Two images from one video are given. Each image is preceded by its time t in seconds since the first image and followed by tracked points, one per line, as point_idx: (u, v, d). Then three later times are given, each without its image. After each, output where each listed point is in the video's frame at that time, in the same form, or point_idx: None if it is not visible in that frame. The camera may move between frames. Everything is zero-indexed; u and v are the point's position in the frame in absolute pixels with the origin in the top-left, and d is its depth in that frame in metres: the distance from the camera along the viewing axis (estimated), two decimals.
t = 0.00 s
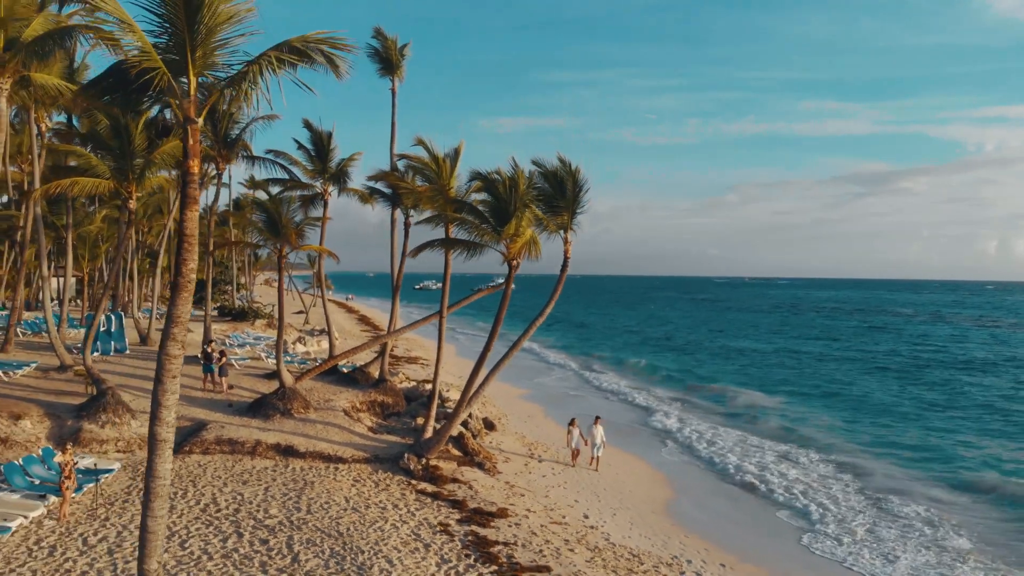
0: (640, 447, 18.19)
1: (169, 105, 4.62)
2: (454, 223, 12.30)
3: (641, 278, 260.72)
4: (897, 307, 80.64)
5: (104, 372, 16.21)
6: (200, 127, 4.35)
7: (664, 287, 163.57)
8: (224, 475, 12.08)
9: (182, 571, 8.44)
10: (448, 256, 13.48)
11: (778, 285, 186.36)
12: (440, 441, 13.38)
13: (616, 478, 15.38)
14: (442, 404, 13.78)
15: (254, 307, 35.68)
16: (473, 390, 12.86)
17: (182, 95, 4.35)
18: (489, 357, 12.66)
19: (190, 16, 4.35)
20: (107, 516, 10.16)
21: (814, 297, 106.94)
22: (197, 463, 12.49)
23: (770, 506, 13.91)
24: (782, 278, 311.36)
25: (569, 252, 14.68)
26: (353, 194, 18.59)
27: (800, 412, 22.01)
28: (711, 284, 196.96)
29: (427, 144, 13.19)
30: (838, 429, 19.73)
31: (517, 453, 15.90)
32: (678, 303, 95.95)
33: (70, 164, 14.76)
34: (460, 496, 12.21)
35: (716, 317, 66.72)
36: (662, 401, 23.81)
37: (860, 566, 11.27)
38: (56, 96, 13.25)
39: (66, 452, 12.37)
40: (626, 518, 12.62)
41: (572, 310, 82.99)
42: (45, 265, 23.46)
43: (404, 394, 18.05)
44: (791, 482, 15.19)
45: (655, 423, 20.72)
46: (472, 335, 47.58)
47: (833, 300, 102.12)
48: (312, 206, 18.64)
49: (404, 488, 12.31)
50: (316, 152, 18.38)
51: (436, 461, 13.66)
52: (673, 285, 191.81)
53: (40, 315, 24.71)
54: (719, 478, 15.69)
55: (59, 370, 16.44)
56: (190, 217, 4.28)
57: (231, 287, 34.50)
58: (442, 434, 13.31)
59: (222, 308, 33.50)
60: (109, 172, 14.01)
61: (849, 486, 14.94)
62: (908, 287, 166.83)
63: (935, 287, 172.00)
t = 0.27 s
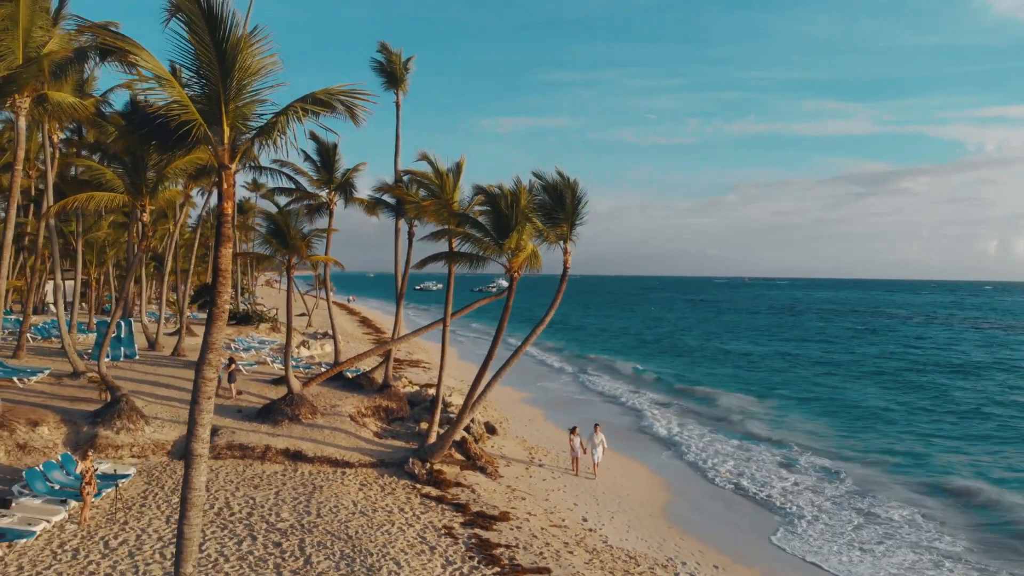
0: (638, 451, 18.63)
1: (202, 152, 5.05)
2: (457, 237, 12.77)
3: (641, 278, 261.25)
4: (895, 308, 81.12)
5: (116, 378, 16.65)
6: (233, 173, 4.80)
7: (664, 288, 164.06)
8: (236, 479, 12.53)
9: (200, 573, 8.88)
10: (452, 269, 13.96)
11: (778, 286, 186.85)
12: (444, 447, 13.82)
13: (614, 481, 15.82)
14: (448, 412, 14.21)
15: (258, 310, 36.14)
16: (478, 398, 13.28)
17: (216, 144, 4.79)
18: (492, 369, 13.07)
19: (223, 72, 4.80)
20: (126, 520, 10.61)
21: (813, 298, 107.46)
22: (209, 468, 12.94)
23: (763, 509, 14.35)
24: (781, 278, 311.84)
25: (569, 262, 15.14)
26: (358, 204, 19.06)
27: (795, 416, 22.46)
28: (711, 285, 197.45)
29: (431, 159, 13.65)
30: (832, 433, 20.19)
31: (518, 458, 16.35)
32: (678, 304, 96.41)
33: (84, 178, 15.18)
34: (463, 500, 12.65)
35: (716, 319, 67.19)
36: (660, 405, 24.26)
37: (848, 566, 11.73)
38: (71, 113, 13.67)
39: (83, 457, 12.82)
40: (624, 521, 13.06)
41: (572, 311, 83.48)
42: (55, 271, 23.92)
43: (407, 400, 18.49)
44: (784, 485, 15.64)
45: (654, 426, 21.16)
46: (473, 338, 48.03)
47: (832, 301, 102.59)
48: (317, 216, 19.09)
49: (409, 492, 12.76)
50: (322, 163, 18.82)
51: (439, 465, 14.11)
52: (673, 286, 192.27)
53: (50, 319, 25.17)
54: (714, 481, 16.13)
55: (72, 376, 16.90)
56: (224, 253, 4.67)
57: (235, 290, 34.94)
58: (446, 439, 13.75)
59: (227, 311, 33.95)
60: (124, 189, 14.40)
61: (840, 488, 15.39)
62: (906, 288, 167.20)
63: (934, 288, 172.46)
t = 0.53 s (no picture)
0: (637, 453, 18.95)
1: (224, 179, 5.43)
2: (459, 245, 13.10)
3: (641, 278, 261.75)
4: (894, 309, 81.45)
5: (125, 382, 16.94)
6: (253, 199, 5.14)
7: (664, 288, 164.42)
8: (244, 482, 12.86)
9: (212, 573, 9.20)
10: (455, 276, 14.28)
11: (777, 286, 187.20)
12: (446, 450, 14.14)
13: (613, 483, 16.15)
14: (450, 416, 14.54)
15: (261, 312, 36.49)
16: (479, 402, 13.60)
17: (237, 173, 5.15)
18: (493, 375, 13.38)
19: (244, 105, 5.14)
20: (139, 522, 10.94)
21: (812, 299, 107.88)
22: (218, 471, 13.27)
23: (758, 510, 14.67)
24: (781, 278, 312.54)
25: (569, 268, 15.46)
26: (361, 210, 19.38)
27: (792, 419, 22.79)
28: (711, 285, 197.76)
29: (434, 168, 13.96)
30: (827, 436, 20.51)
31: (519, 460, 16.67)
32: (678, 305, 96.78)
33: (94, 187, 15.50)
34: (465, 502, 12.96)
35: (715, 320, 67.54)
36: (659, 407, 24.58)
37: (840, 566, 12.05)
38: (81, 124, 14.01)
39: (94, 461, 13.15)
40: (622, 522, 13.39)
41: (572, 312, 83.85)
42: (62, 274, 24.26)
43: (410, 402, 18.81)
44: (779, 488, 15.96)
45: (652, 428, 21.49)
46: (474, 339, 48.37)
47: (831, 301, 102.98)
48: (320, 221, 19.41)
49: (412, 495, 13.08)
50: (325, 169, 19.13)
51: (441, 468, 14.43)
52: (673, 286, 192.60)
53: (57, 322, 25.52)
54: (711, 483, 16.45)
55: (82, 379, 17.24)
56: (245, 274, 5.05)
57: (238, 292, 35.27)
58: (448, 443, 14.07)
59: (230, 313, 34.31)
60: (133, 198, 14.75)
61: (834, 491, 15.70)
62: (906, 288, 167.63)
63: (934, 288, 172.82)
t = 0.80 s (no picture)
0: (635, 455, 19.30)
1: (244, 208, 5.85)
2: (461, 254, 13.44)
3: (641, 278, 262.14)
4: (893, 310, 81.76)
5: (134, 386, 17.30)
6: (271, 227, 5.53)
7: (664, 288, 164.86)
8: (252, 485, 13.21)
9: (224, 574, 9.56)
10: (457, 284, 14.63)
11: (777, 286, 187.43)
12: (449, 453, 14.48)
13: (611, 486, 16.50)
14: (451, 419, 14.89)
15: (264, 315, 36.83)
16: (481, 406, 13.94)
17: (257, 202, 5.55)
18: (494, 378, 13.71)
19: (263, 138, 5.53)
20: (151, 525, 11.29)
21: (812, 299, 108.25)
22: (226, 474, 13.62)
23: (753, 512, 15.01)
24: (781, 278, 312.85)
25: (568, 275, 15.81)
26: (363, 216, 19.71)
27: (789, 421, 23.13)
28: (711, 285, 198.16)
29: (437, 178, 14.30)
30: (823, 438, 20.85)
31: (519, 463, 17.01)
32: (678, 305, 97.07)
33: (103, 200, 15.76)
34: (467, 505, 13.30)
35: (715, 321, 67.90)
36: (657, 410, 24.92)
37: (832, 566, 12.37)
38: (92, 136, 14.38)
39: (106, 464, 13.49)
40: (621, 524, 13.73)
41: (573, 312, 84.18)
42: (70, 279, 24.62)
43: (413, 406, 19.17)
44: (775, 490, 16.29)
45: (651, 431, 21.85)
46: (475, 341, 48.71)
47: (831, 301, 103.34)
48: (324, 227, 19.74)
49: (416, 497, 13.42)
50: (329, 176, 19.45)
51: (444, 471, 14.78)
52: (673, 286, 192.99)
53: (64, 326, 25.87)
54: (707, 486, 16.79)
55: (91, 384, 17.59)
56: (264, 297, 5.47)
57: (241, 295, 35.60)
58: (450, 446, 14.41)
59: (234, 315, 34.66)
60: (143, 207, 15.11)
61: (829, 493, 16.03)
62: (905, 288, 168.04)
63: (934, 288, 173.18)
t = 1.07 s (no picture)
0: (634, 458, 19.63)
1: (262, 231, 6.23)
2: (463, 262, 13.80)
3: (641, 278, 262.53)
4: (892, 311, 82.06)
5: (142, 391, 17.64)
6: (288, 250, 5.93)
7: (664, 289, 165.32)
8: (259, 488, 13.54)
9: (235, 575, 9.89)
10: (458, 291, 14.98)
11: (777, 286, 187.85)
12: (451, 457, 14.80)
13: (610, 489, 16.83)
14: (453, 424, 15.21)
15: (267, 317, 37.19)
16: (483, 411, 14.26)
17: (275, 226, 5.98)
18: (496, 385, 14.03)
19: (281, 166, 5.97)
20: (163, 527, 11.62)
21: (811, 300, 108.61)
22: (234, 478, 13.95)
23: (749, 514, 15.33)
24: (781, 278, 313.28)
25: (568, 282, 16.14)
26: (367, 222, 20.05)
27: (786, 424, 23.45)
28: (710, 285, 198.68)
29: (439, 188, 14.65)
30: (819, 442, 21.18)
31: (520, 466, 17.34)
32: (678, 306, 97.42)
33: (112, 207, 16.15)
34: (469, 508, 13.63)
35: (714, 322, 68.23)
36: (656, 412, 25.25)
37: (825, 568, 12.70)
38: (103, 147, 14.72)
39: (117, 468, 13.82)
40: (619, 527, 14.06)
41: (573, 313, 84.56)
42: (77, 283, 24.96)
43: (415, 409, 19.51)
44: (770, 492, 16.62)
45: (650, 433, 22.18)
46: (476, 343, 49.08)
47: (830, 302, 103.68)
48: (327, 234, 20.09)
49: (419, 500, 13.75)
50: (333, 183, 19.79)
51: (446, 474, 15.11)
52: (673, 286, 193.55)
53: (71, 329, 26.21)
54: (705, 488, 17.11)
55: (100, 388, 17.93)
56: (280, 315, 5.80)
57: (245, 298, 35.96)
58: (453, 450, 14.74)
59: (238, 318, 35.03)
60: (153, 217, 15.55)
61: (823, 496, 16.36)
62: (904, 288, 168.46)
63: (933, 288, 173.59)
